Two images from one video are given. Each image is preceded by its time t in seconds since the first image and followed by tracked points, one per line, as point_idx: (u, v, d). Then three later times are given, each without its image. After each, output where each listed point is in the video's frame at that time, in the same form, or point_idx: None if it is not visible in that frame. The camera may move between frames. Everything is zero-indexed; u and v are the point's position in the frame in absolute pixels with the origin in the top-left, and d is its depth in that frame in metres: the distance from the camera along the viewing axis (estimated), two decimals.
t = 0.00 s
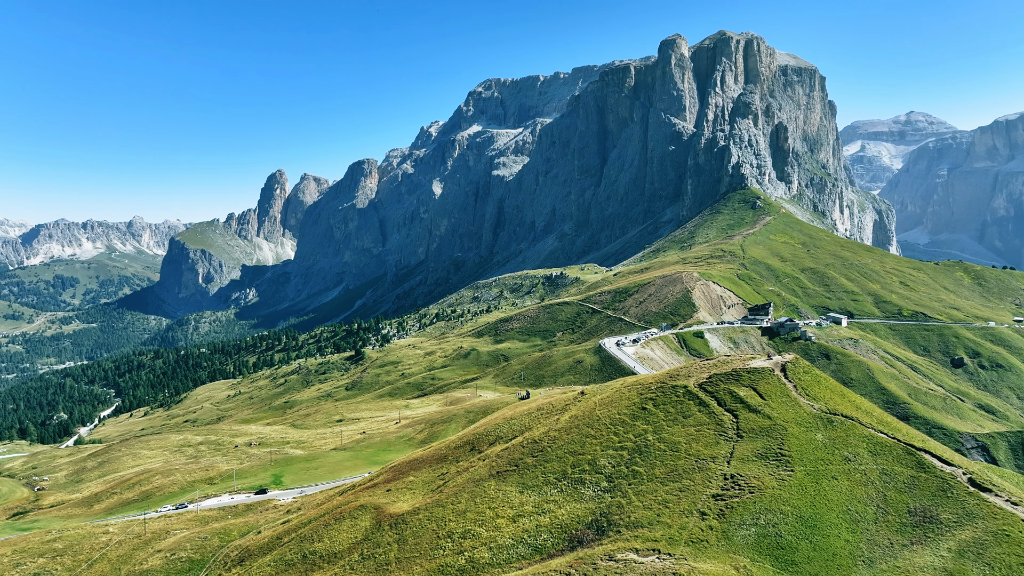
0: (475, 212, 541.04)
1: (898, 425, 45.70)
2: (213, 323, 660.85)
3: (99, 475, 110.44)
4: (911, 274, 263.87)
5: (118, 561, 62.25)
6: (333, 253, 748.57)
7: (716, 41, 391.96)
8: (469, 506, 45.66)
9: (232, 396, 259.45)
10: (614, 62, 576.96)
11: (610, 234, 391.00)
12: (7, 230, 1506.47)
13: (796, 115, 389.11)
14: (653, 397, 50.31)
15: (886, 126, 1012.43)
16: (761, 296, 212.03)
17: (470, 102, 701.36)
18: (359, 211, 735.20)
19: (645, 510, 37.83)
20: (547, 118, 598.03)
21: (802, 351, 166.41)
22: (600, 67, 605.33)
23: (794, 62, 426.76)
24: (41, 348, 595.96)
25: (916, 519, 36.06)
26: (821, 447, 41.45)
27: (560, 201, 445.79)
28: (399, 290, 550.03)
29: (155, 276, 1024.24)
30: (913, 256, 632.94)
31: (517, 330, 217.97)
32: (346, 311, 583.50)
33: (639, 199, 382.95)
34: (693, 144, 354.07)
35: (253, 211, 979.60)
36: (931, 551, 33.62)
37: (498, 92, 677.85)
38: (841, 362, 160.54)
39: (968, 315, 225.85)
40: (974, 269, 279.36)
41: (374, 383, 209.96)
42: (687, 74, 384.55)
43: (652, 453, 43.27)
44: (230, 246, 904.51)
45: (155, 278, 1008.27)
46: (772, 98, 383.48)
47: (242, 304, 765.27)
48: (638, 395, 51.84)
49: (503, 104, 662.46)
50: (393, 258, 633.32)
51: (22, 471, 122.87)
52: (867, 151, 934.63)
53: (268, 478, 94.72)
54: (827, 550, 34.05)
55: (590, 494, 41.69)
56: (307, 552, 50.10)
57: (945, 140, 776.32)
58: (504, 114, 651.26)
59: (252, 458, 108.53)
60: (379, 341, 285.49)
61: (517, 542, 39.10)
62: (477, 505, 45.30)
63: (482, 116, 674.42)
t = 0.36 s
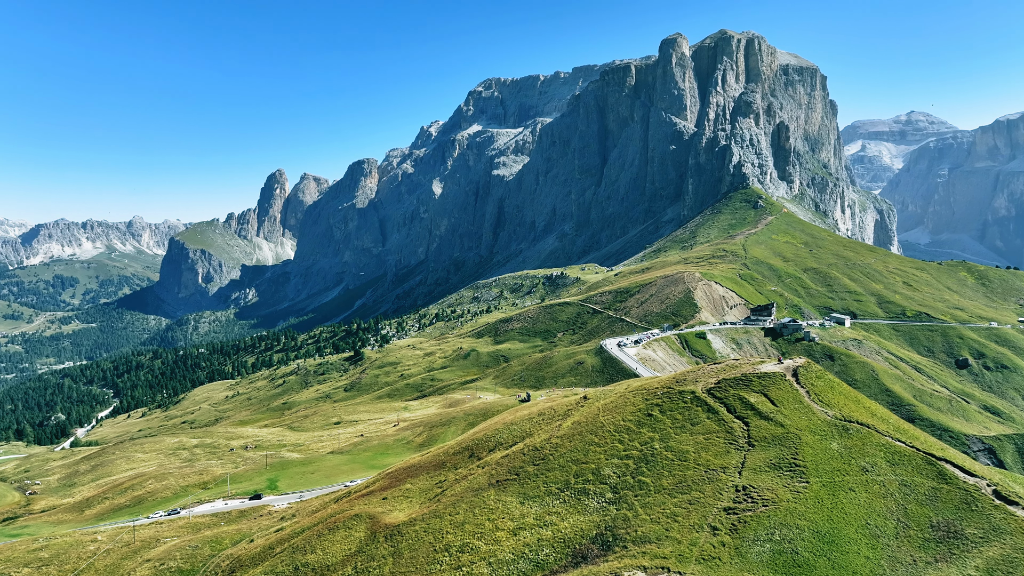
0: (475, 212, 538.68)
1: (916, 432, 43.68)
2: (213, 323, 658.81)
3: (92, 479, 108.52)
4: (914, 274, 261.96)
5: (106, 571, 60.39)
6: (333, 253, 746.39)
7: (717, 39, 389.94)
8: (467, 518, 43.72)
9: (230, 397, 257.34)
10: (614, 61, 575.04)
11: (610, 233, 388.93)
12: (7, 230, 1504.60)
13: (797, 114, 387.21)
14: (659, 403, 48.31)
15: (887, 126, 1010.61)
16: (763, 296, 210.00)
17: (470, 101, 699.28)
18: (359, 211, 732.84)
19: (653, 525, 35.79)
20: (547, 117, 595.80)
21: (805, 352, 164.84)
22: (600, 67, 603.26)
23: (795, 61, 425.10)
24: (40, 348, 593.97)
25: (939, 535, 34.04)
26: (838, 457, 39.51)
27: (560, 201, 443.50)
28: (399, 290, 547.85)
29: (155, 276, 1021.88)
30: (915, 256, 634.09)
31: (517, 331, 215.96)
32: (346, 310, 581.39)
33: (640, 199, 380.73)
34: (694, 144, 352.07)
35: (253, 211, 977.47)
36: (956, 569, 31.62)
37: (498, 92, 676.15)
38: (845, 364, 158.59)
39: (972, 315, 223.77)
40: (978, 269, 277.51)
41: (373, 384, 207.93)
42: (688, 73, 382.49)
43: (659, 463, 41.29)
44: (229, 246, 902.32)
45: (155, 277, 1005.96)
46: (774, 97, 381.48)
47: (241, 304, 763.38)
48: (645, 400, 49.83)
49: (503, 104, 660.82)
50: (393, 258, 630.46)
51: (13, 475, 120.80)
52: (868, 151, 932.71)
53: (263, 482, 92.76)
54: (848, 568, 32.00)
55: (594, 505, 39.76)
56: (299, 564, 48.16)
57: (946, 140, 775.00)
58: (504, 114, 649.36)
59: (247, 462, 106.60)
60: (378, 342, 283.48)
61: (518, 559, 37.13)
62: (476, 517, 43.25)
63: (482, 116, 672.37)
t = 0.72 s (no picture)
0: (476, 212, 536.32)
1: (934, 440, 41.68)
2: (212, 323, 656.78)
3: (84, 484, 106.50)
4: (918, 274, 259.93)
5: None
6: (333, 253, 743.59)
7: (717, 38, 387.80)
8: (465, 530, 41.55)
9: (228, 398, 255.70)
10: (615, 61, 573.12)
11: (611, 233, 386.54)
12: (8, 229, 1504.89)
13: (798, 114, 385.00)
14: (667, 409, 46.16)
15: (887, 125, 1008.65)
16: (766, 297, 207.85)
17: (470, 101, 697.08)
18: (360, 211, 730.32)
19: (661, 543, 33.68)
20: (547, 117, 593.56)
21: (809, 353, 162.98)
22: (600, 66, 600.95)
23: (796, 60, 423.07)
24: (40, 348, 592.43)
25: (970, 554, 31.67)
26: (856, 469, 37.42)
27: (561, 200, 441.01)
28: (399, 290, 545.58)
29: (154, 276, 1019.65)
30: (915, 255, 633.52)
31: (517, 332, 213.91)
32: (345, 311, 579.28)
33: (641, 198, 378.43)
34: (695, 143, 350.14)
35: (253, 211, 975.33)
36: None
37: (498, 91, 674.50)
38: (850, 365, 156.33)
39: (977, 315, 221.42)
40: (982, 269, 275.59)
41: (371, 385, 205.91)
42: (689, 72, 380.61)
43: (668, 474, 39.10)
44: (229, 246, 900.32)
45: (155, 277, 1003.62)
46: (775, 96, 379.45)
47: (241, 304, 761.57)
48: (651, 407, 47.68)
49: (503, 103, 658.90)
50: (393, 258, 627.66)
51: (5, 479, 118.71)
52: (868, 151, 930.56)
53: (257, 488, 90.68)
54: None
55: (600, 520, 37.59)
56: None
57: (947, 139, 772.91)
58: (505, 113, 647.31)
59: (242, 466, 104.54)
60: (377, 342, 281.39)
61: None
62: (475, 530, 41.09)
63: (482, 116, 670.18)
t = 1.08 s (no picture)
0: (476, 211, 534.01)
1: (956, 450, 39.62)
2: (212, 323, 654.71)
3: (75, 488, 104.41)
4: (921, 274, 257.75)
5: None
6: (333, 253, 741.52)
7: (718, 38, 386.03)
8: (463, 545, 39.42)
9: (226, 399, 253.65)
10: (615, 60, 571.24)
11: (611, 233, 384.19)
12: (8, 229, 1503.60)
13: (799, 113, 382.99)
14: (674, 417, 44.14)
15: (888, 125, 1006.30)
16: (768, 297, 205.78)
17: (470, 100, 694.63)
18: (359, 211, 728.19)
19: (671, 562, 31.55)
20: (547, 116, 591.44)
21: (813, 354, 160.10)
22: (600, 66, 598.95)
23: (797, 60, 421.03)
24: (39, 348, 590.39)
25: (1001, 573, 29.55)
26: (876, 481, 35.36)
27: (561, 200, 438.81)
28: (399, 290, 543.31)
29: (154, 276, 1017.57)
30: (916, 255, 631.22)
31: (517, 332, 211.83)
32: (345, 311, 577.05)
33: (642, 198, 376.28)
34: (697, 143, 347.94)
35: (253, 211, 973.02)
36: None
37: (498, 91, 672.68)
38: (854, 366, 154.27)
39: (981, 316, 219.16)
40: (985, 269, 273.84)
41: (370, 386, 203.83)
42: (690, 72, 378.58)
43: (676, 487, 37.11)
44: (229, 246, 897.93)
45: (155, 277, 1001.76)
46: (776, 96, 377.40)
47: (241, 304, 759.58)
48: (656, 415, 45.71)
49: (504, 103, 657.06)
50: (393, 258, 625.50)
51: None
52: (869, 151, 927.90)
53: (251, 493, 88.67)
54: None
55: (605, 535, 35.51)
56: None
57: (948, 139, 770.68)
58: (505, 113, 645.37)
59: (237, 470, 102.51)
60: (376, 343, 279.21)
61: None
62: (473, 545, 39.07)
63: (482, 115, 668.31)
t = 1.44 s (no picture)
0: (476, 211, 531.53)
1: (981, 462, 37.47)
2: (211, 323, 652.61)
3: (66, 493, 102.41)
4: (924, 274, 255.60)
5: None
6: (333, 253, 739.70)
7: (719, 37, 383.68)
8: (460, 562, 37.22)
9: (224, 400, 251.79)
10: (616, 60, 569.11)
11: (612, 233, 381.68)
12: (7, 229, 1502.61)
13: (800, 113, 380.95)
14: (682, 426, 42.00)
15: (889, 125, 1004.10)
16: (771, 298, 203.82)
17: (470, 100, 692.20)
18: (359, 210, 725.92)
19: None
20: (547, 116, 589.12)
21: (816, 356, 157.86)
22: (600, 65, 596.83)
23: (798, 59, 419.00)
24: (38, 348, 588.40)
25: None
26: (900, 496, 33.14)
27: (561, 200, 436.53)
28: (398, 290, 541.16)
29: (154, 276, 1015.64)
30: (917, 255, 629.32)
31: (518, 333, 209.75)
32: (345, 311, 574.81)
33: (642, 198, 373.98)
34: (698, 142, 345.63)
35: (252, 211, 970.66)
36: None
37: (498, 90, 670.76)
38: (858, 368, 151.89)
39: (985, 316, 216.99)
40: (990, 269, 271.65)
41: (369, 387, 201.81)
42: (691, 71, 376.29)
43: (686, 502, 34.82)
44: (229, 246, 895.84)
45: (154, 277, 999.97)
46: (777, 95, 375.21)
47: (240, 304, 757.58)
48: (665, 423, 43.52)
49: (504, 103, 655.56)
50: (393, 257, 623.30)
51: None
52: (869, 150, 925.47)
53: (244, 499, 86.56)
54: None
55: (611, 552, 33.37)
56: None
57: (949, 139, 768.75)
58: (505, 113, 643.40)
59: (231, 475, 100.42)
60: (375, 343, 277.14)
61: None
62: (471, 562, 36.89)
63: (482, 115, 666.38)
